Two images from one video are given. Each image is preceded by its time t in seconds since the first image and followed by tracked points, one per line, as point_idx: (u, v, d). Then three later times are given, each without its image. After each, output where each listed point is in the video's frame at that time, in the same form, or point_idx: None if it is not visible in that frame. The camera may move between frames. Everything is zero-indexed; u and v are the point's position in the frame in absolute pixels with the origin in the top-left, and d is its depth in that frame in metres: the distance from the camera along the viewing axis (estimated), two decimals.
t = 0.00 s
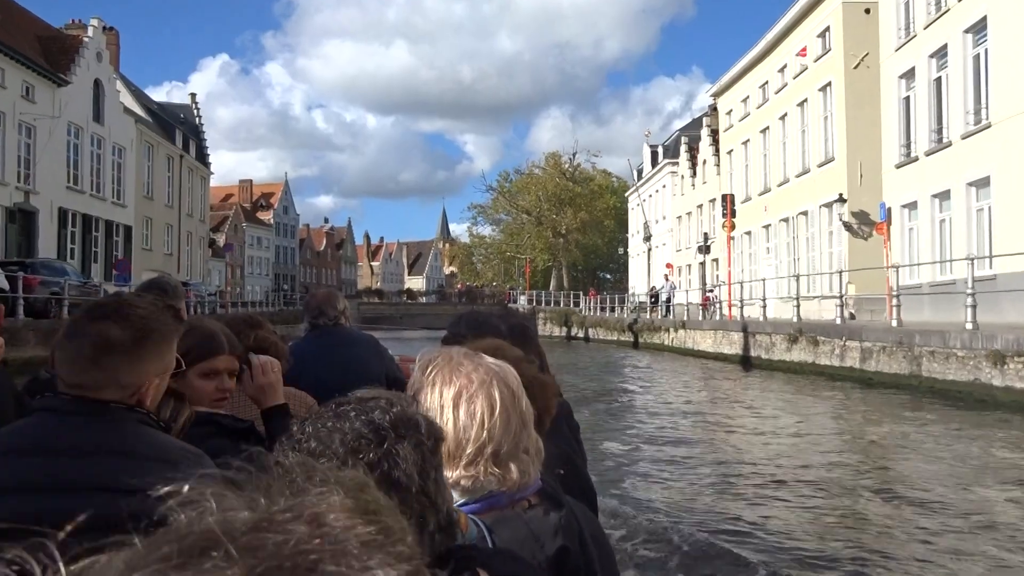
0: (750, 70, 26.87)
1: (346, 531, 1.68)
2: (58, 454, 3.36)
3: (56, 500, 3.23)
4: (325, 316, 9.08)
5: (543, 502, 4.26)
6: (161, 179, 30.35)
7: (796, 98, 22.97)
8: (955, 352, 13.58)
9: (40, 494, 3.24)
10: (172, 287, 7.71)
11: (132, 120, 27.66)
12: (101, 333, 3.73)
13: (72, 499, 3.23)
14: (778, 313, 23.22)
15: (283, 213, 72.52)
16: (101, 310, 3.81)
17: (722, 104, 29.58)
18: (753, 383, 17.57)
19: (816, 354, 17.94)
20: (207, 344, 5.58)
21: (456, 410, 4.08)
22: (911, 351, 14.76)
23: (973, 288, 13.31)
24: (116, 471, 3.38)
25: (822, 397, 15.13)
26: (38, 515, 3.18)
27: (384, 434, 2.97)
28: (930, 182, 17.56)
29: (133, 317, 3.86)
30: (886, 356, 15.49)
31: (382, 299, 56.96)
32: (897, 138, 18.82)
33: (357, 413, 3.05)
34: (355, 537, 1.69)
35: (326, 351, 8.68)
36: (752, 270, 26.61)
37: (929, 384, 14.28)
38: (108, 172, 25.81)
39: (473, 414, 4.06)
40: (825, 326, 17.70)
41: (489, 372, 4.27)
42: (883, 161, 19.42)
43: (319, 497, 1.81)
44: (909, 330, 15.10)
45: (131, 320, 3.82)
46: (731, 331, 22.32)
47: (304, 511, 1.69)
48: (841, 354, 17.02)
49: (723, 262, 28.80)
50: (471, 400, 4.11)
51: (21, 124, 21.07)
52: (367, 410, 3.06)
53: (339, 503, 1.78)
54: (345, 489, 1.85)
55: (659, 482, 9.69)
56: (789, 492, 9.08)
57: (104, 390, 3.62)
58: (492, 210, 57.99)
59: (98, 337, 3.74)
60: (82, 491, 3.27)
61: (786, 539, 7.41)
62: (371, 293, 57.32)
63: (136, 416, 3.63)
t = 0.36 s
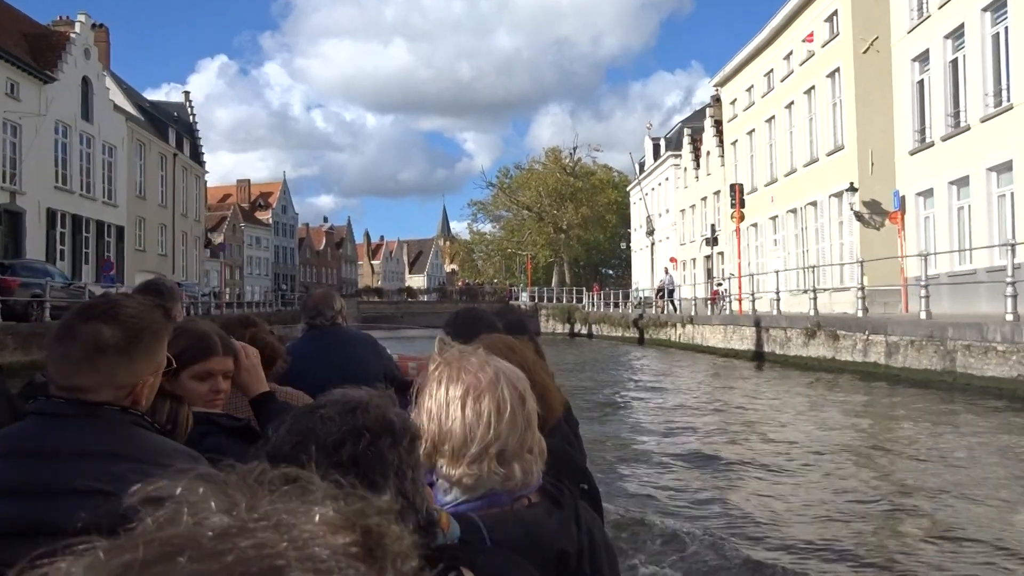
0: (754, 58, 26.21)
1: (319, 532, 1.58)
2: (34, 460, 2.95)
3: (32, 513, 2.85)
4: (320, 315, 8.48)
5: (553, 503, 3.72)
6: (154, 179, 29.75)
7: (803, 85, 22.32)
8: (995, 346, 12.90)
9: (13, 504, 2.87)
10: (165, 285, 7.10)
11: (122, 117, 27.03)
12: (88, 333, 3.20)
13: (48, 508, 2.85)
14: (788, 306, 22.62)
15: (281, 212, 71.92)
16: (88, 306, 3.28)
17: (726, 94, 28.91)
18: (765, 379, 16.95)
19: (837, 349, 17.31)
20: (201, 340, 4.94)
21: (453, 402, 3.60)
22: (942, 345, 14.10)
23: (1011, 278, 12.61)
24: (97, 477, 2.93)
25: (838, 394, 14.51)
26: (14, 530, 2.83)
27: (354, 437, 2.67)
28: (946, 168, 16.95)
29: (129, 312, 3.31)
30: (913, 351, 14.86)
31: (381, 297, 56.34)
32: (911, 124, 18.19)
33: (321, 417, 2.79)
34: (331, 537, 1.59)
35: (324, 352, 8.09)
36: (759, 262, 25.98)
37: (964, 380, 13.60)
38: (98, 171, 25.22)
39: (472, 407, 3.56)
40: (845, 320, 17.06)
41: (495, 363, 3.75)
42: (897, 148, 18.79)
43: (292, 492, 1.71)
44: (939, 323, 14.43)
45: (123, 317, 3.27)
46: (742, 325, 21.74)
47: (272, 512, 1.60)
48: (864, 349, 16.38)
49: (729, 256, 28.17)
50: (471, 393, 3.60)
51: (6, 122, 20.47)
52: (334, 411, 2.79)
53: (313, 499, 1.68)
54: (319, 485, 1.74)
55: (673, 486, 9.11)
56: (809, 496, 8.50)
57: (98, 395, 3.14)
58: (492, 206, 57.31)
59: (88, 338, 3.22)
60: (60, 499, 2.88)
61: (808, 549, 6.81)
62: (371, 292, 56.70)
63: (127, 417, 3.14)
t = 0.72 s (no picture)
0: (769, 48, 25.49)
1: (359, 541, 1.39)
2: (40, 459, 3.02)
3: (44, 509, 2.91)
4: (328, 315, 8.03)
5: (563, 499, 3.50)
6: (158, 176, 29.33)
7: (821, 74, 21.65)
8: None
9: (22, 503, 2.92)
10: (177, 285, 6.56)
11: (125, 113, 26.58)
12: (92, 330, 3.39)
13: (60, 504, 2.92)
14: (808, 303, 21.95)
15: (289, 211, 71.63)
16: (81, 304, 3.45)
17: (740, 85, 28.19)
18: (785, 380, 16.32)
19: (868, 348, 16.59)
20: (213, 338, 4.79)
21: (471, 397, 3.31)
22: (989, 343, 13.30)
23: None
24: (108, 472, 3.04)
25: (862, 395, 13.86)
26: (26, 525, 2.87)
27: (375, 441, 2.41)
28: (976, 157, 16.25)
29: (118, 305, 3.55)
30: (956, 349, 14.07)
31: (390, 296, 55.89)
32: (938, 111, 17.50)
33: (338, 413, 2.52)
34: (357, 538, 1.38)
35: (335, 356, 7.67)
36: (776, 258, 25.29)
37: (1015, 380, 12.81)
38: (99, 167, 24.78)
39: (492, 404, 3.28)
40: (877, 318, 16.31)
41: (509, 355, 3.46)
42: (922, 136, 18.09)
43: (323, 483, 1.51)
44: (985, 318, 13.62)
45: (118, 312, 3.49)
46: (762, 323, 21.10)
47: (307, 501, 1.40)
48: (899, 348, 15.63)
49: (745, 251, 27.49)
50: (491, 387, 3.31)
51: (3, 116, 20.01)
52: (352, 407, 2.53)
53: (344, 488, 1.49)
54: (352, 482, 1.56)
55: (694, 493, 8.54)
56: (840, 504, 7.90)
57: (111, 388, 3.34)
58: (501, 203, 56.73)
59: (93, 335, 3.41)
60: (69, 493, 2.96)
61: (845, 562, 6.21)
62: (380, 291, 56.22)
63: (133, 413, 3.29)
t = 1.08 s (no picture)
0: (787, 42, 24.80)
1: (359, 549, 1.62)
2: (38, 468, 2.83)
3: (44, 523, 2.75)
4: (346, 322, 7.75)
5: (579, 508, 3.58)
6: (168, 186, 29.00)
7: (843, 66, 20.97)
8: None
9: (20, 516, 2.75)
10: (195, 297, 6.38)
11: (132, 122, 26.25)
12: (76, 345, 3.13)
13: (61, 516, 2.75)
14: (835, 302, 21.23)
15: (303, 219, 71.47)
16: (60, 320, 3.18)
17: (758, 81, 27.50)
18: (816, 384, 15.60)
19: (911, 349, 15.69)
20: (218, 346, 4.77)
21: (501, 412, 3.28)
22: None
23: None
24: (110, 482, 2.84)
25: (897, 400, 13.14)
26: (32, 536, 2.72)
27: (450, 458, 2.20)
28: (1012, 146, 15.50)
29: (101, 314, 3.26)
30: (1015, 349, 13.05)
31: (403, 303, 55.33)
32: (970, 99, 16.78)
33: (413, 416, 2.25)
34: (351, 546, 1.60)
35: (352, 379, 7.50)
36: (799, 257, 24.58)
37: None
38: (107, 177, 24.45)
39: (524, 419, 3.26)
40: (922, 318, 15.44)
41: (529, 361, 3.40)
42: (953, 127, 17.37)
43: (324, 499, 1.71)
44: None
45: (102, 321, 3.22)
46: (792, 324, 20.34)
47: (311, 519, 1.61)
48: (948, 349, 14.73)
49: (766, 250, 26.78)
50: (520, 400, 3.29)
51: (7, 127, 19.67)
52: (427, 413, 2.26)
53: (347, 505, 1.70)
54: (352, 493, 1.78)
55: (727, 508, 7.96)
56: (885, 521, 7.29)
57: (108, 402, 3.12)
58: (514, 208, 56.17)
59: (81, 350, 3.16)
60: (69, 504, 2.78)
61: None
62: (394, 298, 55.67)
63: (136, 420, 3.06)
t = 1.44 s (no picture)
0: (804, 42, 24.18)
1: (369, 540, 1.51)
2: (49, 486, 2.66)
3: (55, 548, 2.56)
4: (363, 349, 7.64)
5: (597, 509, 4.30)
6: (176, 200, 28.67)
7: (864, 64, 20.34)
8: None
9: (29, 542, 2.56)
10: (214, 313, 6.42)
11: (138, 135, 25.93)
12: (91, 360, 2.96)
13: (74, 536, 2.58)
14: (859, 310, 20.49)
15: (315, 233, 71.31)
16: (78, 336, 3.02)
17: (773, 84, 26.87)
18: (845, 395, 14.87)
19: (955, 357, 14.75)
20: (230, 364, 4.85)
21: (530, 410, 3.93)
22: None
23: None
24: (123, 502, 2.67)
25: (934, 412, 12.41)
26: (37, 560, 2.53)
27: (555, 475, 2.33)
28: None
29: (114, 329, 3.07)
30: None
31: (416, 316, 54.79)
32: (1001, 93, 16.08)
33: (517, 430, 2.34)
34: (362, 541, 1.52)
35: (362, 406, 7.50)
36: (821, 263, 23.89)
37: None
38: (112, 191, 24.10)
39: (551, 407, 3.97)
40: (970, 323, 14.38)
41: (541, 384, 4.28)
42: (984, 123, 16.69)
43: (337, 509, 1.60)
44: None
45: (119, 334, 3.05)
46: (821, 332, 19.51)
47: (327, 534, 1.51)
48: (1000, 358, 13.64)
49: (788, 257, 26.08)
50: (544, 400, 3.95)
51: (8, 141, 19.32)
52: (530, 429, 2.37)
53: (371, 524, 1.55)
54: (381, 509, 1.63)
55: (761, 535, 7.30)
56: (934, 548, 6.61)
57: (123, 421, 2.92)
58: (526, 218, 55.61)
59: (92, 369, 2.97)
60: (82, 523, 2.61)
61: None
62: (406, 311, 55.15)
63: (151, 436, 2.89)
